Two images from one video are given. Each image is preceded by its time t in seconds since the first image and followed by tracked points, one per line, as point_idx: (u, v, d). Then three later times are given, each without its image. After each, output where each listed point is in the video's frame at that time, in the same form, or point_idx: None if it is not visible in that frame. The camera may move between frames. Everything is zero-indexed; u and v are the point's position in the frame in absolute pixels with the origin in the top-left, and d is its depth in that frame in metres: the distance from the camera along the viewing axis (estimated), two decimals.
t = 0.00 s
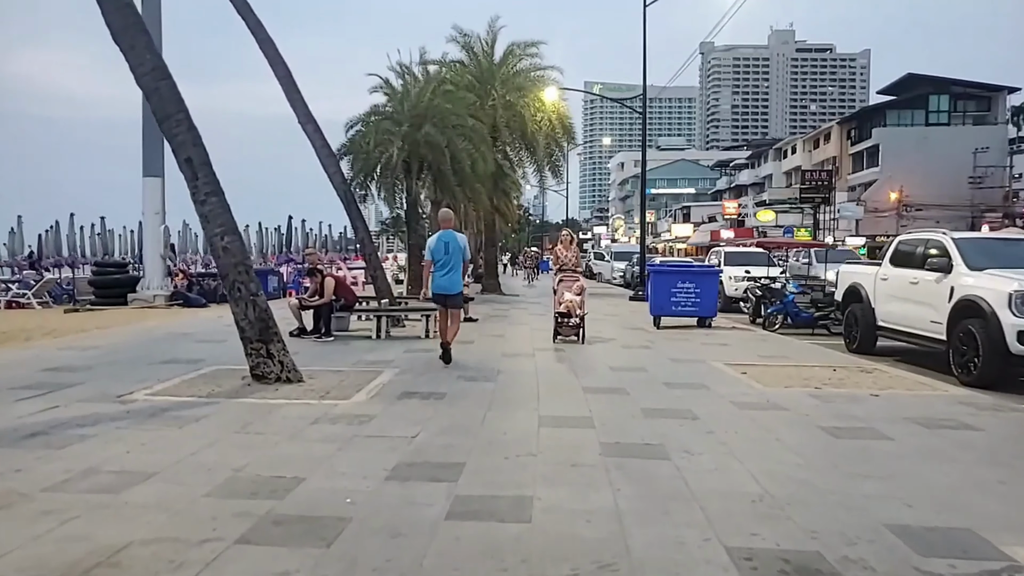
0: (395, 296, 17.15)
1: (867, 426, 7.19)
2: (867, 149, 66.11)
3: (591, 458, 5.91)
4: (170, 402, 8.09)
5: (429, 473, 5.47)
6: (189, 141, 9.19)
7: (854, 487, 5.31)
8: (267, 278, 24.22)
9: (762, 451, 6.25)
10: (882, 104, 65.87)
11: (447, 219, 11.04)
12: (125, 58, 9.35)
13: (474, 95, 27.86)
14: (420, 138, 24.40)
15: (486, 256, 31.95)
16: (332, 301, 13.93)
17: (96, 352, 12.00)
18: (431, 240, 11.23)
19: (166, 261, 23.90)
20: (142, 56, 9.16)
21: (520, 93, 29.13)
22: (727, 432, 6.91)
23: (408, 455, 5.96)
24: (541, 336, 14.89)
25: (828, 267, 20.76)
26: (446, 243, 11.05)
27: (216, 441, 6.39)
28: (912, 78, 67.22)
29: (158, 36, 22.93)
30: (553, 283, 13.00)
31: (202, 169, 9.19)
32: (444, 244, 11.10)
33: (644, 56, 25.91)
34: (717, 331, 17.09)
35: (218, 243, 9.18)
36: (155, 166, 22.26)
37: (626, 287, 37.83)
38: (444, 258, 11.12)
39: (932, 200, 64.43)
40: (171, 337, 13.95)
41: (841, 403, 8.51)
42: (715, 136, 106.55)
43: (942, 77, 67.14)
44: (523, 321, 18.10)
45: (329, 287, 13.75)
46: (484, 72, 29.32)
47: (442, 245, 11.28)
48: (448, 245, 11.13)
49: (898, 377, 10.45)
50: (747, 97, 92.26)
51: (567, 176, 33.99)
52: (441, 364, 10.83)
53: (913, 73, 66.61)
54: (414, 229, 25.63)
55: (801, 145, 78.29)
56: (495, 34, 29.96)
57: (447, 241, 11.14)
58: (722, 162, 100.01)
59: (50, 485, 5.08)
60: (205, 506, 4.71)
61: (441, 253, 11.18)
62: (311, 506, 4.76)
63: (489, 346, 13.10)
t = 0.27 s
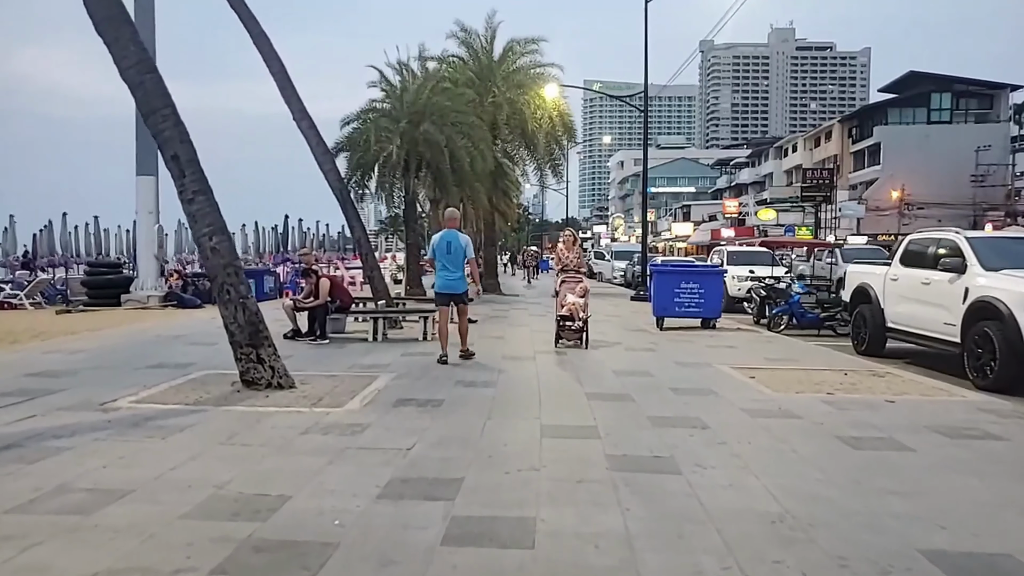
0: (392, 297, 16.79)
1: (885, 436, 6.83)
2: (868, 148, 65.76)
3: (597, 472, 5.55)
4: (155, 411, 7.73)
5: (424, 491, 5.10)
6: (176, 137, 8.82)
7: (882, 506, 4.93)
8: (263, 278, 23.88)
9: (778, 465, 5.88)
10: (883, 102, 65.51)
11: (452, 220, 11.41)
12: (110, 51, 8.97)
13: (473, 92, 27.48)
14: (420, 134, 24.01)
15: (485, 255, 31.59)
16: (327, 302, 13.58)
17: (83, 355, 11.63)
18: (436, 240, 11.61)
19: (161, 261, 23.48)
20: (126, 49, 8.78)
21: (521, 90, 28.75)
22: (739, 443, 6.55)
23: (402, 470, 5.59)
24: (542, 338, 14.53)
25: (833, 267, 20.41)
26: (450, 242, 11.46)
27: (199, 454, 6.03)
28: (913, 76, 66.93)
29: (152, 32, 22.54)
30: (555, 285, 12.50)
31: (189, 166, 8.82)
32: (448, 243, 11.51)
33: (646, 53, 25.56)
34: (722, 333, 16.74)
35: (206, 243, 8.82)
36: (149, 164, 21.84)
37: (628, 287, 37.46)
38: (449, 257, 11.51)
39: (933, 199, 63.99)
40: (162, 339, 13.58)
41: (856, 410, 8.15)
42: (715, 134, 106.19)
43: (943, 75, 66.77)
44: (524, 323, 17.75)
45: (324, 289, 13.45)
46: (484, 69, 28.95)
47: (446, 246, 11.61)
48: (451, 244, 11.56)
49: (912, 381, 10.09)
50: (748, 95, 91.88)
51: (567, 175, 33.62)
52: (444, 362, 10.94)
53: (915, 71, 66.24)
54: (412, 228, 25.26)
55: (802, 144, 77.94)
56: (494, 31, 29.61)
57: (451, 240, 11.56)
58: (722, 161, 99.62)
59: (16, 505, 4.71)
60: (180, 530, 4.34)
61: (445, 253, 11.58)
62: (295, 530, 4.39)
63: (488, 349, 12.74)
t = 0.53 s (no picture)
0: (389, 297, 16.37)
1: (908, 448, 6.43)
2: (870, 148, 65.34)
3: (602, 488, 5.16)
4: (135, 417, 7.32)
5: (418, 509, 4.70)
6: (161, 131, 8.38)
7: (915, 528, 4.53)
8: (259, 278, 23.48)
9: (797, 480, 5.48)
10: (886, 103, 65.08)
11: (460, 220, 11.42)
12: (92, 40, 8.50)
13: (473, 89, 27.07)
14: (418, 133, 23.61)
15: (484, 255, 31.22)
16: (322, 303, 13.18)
17: (67, 356, 11.21)
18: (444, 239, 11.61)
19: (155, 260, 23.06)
20: (109, 38, 8.31)
21: (521, 89, 28.34)
22: (754, 455, 6.14)
23: (393, 485, 5.19)
24: (542, 340, 14.12)
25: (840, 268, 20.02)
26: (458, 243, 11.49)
27: (176, 466, 5.62)
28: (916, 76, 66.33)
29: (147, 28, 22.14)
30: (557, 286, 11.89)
31: (175, 161, 8.38)
32: (457, 243, 11.54)
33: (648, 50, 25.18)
34: (727, 335, 16.35)
35: (191, 242, 8.39)
36: (143, 162, 21.44)
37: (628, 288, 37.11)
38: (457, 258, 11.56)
39: (936, 200, 63.63)
40: (150, 340, 13.16)
41: (873, 418, 7.75)
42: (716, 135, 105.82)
43: (946, 76, 66.29)
44: (524, 324, 17.36)
45: (318, 289, 12.93)
46: (483, 67, 28.55)
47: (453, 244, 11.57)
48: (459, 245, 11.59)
49: (928, 387, 9.71)
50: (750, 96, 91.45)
51: (567, 174, 33.22)
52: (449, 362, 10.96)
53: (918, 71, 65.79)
54: (410, 228, 24.87)
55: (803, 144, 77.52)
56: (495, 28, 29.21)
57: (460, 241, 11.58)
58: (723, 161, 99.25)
59: None
60: (147, 555, 3.94)
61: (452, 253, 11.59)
62: (274, 555, 3.99)
63: (487, 352, 12.33)
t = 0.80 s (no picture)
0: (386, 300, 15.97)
1: (934, 464, 6.03)
2: (872, 149, 64.88)
3: (609, 512, 4.75)
4: (114, 429, 6.92)
5: (408, 538, 4.29)
6: (143, 128, 7.98)
7: (952, 560, 4.13)
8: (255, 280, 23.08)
9: (818, 500, 5.08)
10: (889, 103, 64.68)
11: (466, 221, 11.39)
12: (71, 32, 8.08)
13: (473, 89, 26.69)
14: (417, 133, 23.20)
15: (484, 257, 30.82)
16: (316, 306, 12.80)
17: (51, 363, 10.81)
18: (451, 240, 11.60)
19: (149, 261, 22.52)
20: (88, 30, 7.89)
21: (522, 88, 27.93)
22: (770, 472, 5.74)
23: (382, 509, 4.78)
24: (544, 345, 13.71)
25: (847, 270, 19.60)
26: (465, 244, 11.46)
27: (149, 485, 5.22)
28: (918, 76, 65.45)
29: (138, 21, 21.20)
30: (559, 289, 11.15)
31: (158, 159, 7.98)
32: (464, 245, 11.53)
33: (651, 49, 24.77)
34: (733, 338, 15.94)
35: (176, 245, 7.99)
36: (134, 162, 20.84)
37: (630, 289, 36.72)
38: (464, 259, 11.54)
39: (939, 200, 63.20)
40: (139, 345, 12.75)
41: (893, 429, 7.35)
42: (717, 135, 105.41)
43: (949, 76, 65.78)
44: (524, 328, 16.96)
45: (312, 292, 12.51)
46: (483, 66, 28.14)
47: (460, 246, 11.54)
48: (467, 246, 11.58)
49: (947, 394, 9.29)
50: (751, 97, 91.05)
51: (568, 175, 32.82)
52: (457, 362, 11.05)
53: (920, 71, 65.38)
54: (409, 229, 24.46)
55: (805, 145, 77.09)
56: (495, 27, 28.80)
57: (468, 242, 11.56)
58: (724, 162, 98.84)
59: None
60: None
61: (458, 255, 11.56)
62: None
63: (486, 357, 11.93)
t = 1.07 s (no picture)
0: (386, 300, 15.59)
1: (967, 474, 5.65)
2: (875, 148, 64.46)
3: (623, 530, 4.38)
4: (96, 437, 6.56)
5: (403, 561, 3.92)
6: (128, 119, 7.65)
7: None
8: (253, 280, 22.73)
9: (847, 516, 4.70)
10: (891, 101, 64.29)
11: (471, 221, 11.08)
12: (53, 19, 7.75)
13: (474, 85, 26.34)
14: (417, 130, 22.82)
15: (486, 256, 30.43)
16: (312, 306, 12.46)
17: (38, 365, 10.45)
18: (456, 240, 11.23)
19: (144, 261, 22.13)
20: (69, 16, 7.56)
21: (523, 85, 27.56)
22: (793, 483, 5.37)
23: (377, 527, 4.41)
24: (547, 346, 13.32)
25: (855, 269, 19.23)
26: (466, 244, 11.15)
27: (125, 499, 4.86)
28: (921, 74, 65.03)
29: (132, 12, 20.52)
30: (563, 289, 10.59)
31: (143, 151, 7.65)
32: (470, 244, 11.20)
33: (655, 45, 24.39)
34: (741, 339, 15.58)
35: (163, 242, 7.64)
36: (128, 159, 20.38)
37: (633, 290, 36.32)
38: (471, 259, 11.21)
39: (942, 200, 62.77)
40: (131, 346, 12.39)
41: (917, 435, 6.97)
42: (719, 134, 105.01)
43: (952, 74, 65.35)
44: (527, 329, 16.59)
45: (308, 292, 12.13)
46: (485, 63, 27.76)
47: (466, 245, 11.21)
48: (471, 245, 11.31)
49: (968, 398, 8.91)
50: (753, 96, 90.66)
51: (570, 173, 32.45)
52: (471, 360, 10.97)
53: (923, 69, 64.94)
54: (409, 228, 24.08)
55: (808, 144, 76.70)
56: (496, 23, 28.42)
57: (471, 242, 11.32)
58: (726, 161, 98.43)
59: None
60: None
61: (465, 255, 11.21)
62: None
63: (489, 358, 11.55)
